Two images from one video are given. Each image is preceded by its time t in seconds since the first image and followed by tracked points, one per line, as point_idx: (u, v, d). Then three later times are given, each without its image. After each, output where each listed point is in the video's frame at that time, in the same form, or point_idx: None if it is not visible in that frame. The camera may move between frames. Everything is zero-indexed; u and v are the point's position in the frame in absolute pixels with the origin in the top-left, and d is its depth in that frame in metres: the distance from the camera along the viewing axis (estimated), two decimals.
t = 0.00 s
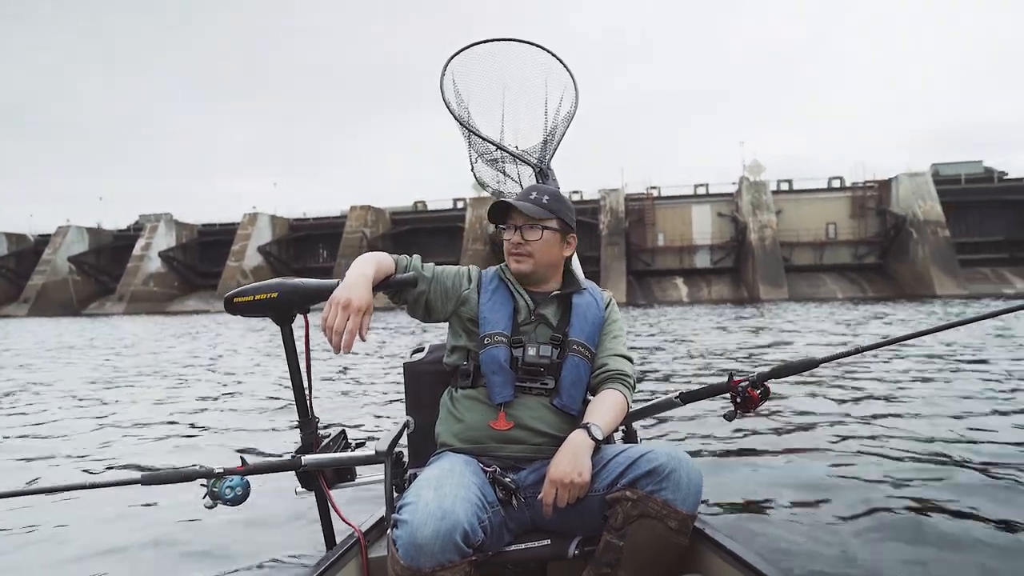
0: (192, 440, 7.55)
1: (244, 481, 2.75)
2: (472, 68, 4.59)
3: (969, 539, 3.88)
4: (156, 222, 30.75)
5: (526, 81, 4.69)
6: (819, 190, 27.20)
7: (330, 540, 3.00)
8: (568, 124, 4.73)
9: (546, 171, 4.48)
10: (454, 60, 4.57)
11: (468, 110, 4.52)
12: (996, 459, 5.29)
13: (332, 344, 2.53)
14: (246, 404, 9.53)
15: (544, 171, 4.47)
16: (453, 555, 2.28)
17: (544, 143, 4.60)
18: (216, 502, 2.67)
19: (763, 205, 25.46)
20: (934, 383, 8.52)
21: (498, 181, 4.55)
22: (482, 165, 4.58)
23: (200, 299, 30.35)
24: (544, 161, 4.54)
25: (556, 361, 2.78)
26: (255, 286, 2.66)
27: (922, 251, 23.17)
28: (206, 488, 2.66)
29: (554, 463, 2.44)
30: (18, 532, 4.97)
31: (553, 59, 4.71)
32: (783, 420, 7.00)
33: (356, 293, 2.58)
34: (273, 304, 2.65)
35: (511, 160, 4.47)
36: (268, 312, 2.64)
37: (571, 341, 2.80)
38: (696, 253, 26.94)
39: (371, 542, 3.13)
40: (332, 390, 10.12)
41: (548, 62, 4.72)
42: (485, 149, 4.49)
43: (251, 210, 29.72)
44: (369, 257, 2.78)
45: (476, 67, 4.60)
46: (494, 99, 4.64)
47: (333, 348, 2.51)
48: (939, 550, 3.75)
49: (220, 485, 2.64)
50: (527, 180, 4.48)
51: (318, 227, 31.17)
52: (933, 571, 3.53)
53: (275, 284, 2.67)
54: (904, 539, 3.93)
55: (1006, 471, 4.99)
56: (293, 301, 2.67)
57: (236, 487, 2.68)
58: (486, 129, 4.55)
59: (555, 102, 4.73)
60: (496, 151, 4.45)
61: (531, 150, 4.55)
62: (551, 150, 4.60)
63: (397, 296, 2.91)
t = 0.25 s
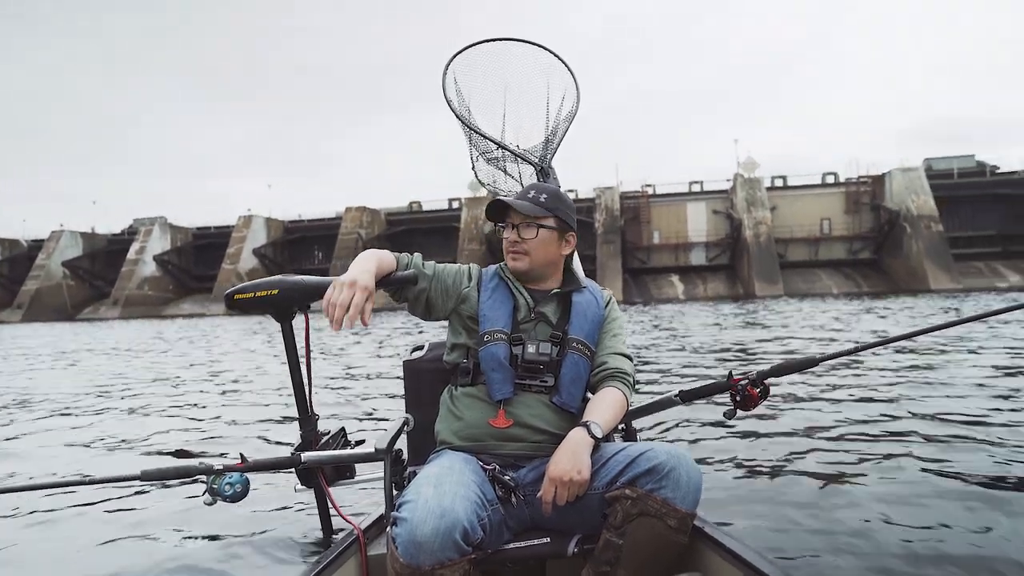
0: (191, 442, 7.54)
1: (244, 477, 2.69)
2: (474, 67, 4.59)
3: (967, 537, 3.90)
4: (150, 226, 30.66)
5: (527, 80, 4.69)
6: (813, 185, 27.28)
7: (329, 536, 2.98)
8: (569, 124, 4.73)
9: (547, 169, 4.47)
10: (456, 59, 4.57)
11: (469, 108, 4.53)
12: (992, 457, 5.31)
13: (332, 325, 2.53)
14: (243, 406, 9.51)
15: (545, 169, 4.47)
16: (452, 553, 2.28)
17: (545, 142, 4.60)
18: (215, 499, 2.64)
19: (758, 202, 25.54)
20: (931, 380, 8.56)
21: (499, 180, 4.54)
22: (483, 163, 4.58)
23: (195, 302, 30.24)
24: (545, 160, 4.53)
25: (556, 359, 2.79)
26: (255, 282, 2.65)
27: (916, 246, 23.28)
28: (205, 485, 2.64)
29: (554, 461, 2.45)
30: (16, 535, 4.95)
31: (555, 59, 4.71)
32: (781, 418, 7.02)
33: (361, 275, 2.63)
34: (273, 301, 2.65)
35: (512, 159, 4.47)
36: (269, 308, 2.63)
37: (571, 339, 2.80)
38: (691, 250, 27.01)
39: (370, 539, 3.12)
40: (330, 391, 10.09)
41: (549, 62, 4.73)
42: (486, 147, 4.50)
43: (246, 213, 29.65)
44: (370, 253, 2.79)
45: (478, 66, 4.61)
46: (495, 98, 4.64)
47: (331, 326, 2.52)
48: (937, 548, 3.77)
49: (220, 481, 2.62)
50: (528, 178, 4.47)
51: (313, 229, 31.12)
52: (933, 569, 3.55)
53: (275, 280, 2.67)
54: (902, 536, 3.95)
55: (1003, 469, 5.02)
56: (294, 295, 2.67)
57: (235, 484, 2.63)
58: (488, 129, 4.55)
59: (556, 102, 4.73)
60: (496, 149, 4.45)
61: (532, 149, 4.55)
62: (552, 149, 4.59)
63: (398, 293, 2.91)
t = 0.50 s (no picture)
0: (187, 443, 7.52)
1: (243, 477, 2.70)
2: (473, 65, 4.62)
3: (962, 538, 3.93)
4: (145, 228, 30.54)
5: (527, 79, 4.71)
6: (808, 191, 27.38)
7: (329, 536, 2.97)
8: (569, 122, 4.75)
9: (547, 168, 4.49)
10: (455, 57, 4.60)
11: (468, 106, 4.54)
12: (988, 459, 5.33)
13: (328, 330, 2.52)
14: (240, 408, 9.49)
15: (544, 168, 4.49)
16: (451, 553, 2.28)
17: (545, 141, 4.62)
18: (214, 499, 2.63)
19: (753, 207, 25.63)
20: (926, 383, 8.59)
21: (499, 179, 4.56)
22: (482, 161, 4.60)
23: (190, 304, 30.14)
24: (545, 158, 4.55)
25: (555, 359, 2.80)
26: (255, 282, 2.65)
27: (910, 252, 23.39)
28: (205, 485, 2.64)
29: (554, 461, 2.46)
30: (11, 536, 4.93)
31: (554, 58, 4.74)
32: (778, 419, 7.05)
33: (356, 280, 2.59)
34: (273, 301, 2.66)
35: (512, 158, 4.49)
36: (269, 308, 2.64)
37: (571, 339, 2.82)
38: (687, 255, 27.04)
39: (369, 539, 3.13)
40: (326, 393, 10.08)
41: (549, 60, 4.74)
42: (486, 146, 4.53)
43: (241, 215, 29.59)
44: (370, 253, 2.80)
45: (478, 64, 4.64)
46: (495, 97, 4.66)
47: (328, 332, 2.50)
48: (934, 550, 3.79)
49: (219, 481, 2.62)
50: (528, 177, 4.49)
51: (308, 232, 31.08)
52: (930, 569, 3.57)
53: (275, 281, 2.67)
54: (898, 539, 3.97)
55: (998, 470, 5.04)
56: (294, 295, 2.68)
57: (234, 484, 2.63)
58: (487, 127, 4.57)
59: (556, 100, 4.75)
60: (496, 148, 4.48)
61: (532, 148, 4.57)
62: (552, 148, 4.62)
63: (398, 293, 2.92)
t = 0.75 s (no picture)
0: (183, 444, 7.50)
1: (242, 479, 2.69)
2: (471, 66, 4.62)
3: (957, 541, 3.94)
4: (140, 227, 30.43)
5: (525, 80, 4.72)
6: (804, 196, 27.49)
7: (328, 537, 2.97)
8: (567, 123, 4.75)
9: (546, 169, 4.48)
10: (453, 59, 4.60)
11: (467, 108, 4.55)
12: (983, 462, 5.37)
13: (329, 340, 2.54)
14: (235, 408, 9.47)
15: (543, 169, 4.48)
16: (450, 554, 2.28)
17: (543, 142, 4.62)
18: (213, 500, 2.62)
19: (749, 212, 25.72)
20: (920, 387, 8.64)
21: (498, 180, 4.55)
22: (481, 163, 4.60)
23: (184, 305, 30.05)
24: (544, 159, 4.55)
25: (555, 360, 2.80)
26: (254, 283, 2.64)
27: (904, 258, 23.51)
28: (204, 487, 2.63)
29: (553, 462, 2.45)
30: (6, 536, 4.91)
31: (552, 59, 4.74)
32: (774, 422, 7.07)
33: (355, 288, 2.58)
34: (272, 303, 2.65)
35: (511, 159, 4.49)
36: (268, 310, 2.63)
37: (571, 341, 2.82)
38: (683, 259, 27.11)
39: (368, 540, 3.12)
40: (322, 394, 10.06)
41: (547, 61, 4.75)
42: (484, 147, 4.52)
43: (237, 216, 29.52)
44: (369, 256, 2.80)
45: (476, 65, 4.65)
46: (493, 98, 4.66)
47: (332, 343, 2.51)
48: (929, 553, 3.80)
49: (217, 483, 2.61)
50: (526, 177, 4.48)
51: (304, 233, 31.03)
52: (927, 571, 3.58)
53: (274, 282, 2.67)
54: (894, 541, 3.98)
55: (993, 474, 5.06)
56: (293, 297, 2.68)
57: (233, 485, 2.62)
58: (485, 128, 4.57)
59: (554, 101, 4.74)
60: (494, 148, 4.47)
61: (531, 149, 4.57)
62: (551, 149, 4.62)
63: (397, 295, 2.92)
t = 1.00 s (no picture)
0: (180, 445, 7.48)
1: (241, 482, 2.69)
2: (472, 68, 4.60)
3: (954, 544, 3.95)
4: (135, 227, 30.34)
5: (526, 83, 4.70)
6: (800, 196, 27.54)
7: (327, 540, 2.96)
8: (568, 125, 4.76)
9: (546, 172, 4.54)
10: (454, 60, 4.58)
11: (467, 110, 4.55)
12: (978, 463, 5.40)
13: (330, 342, 2.52)
14: (232, 409, 9.44)
15: (543, 172, 4.53)
16: (449, 557, 2.28)
17: (544, 144, 4.65)
18: (211, 503, 2.62)
19: (745, 211, 25.76)
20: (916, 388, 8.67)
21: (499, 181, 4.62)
22: (482, 164, 4.65)
23: (180, 305, 29.97)
24: (544, 162, 4.60)
25: (555, 363, 2.80)
26: (253, 286, 2.64)
27: (900, 257, 23.58)
28: (202, 489, 2.62)
29: (552, 465, 2.45)
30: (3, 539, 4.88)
31: (553, 61, 4.71)
32: (772, 424, 7.09)
33: (356, 290, 2.58)
34: (271, 305, 2.64)
35: (511, 162, 4.55)
36: (267, 313, 2.62)
37: (570, 344, 2.81)
38: (679, 259, 27.15)
39: (367, 542, 3.12)
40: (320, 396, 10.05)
41: (548, 63, 4.71)
42: (484, 150, 4.56)
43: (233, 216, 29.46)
44: (369, 259, 2.79)
45: (477, 66, 4.62)
46: (494, 100, 4.65)
47: (332, 345, 2.49)
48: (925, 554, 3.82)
49: (216, 486, 2.60)
50: (527, 180, 4.56)
51: (300, 233, 30.97)
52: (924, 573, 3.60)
53: (273, 285, 2.66)
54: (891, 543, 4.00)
55: (989, 476, 5.09)
56: (293, 301, 2.66)
57: (232, 488, 2.62)
58: (486, 130, 4.59)
59: (555, 103, 4.73)
60: (495, 151, 4.52)
61: (531, 152, 4.61)
62: (551, 151, 4.66)
63: (396, 298, 2.91)
